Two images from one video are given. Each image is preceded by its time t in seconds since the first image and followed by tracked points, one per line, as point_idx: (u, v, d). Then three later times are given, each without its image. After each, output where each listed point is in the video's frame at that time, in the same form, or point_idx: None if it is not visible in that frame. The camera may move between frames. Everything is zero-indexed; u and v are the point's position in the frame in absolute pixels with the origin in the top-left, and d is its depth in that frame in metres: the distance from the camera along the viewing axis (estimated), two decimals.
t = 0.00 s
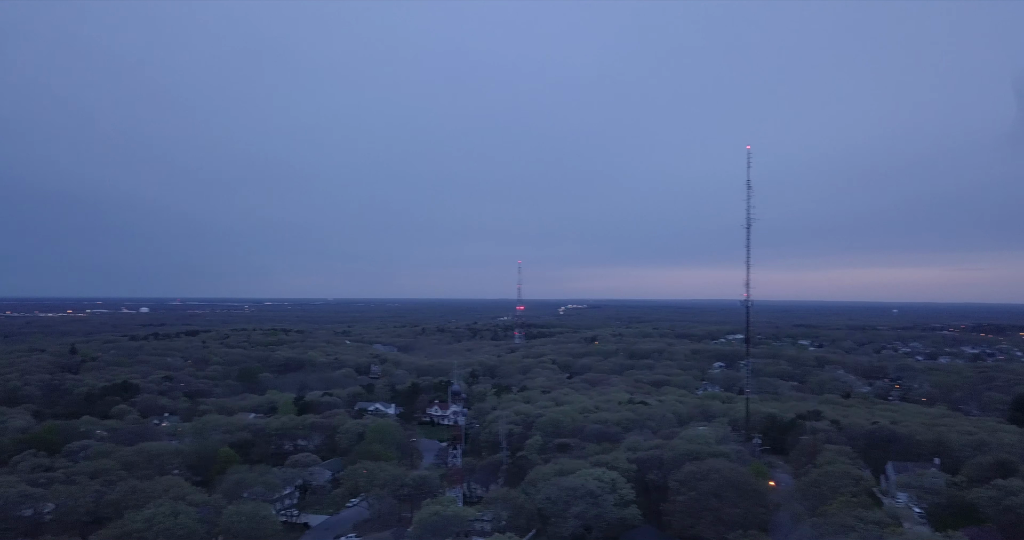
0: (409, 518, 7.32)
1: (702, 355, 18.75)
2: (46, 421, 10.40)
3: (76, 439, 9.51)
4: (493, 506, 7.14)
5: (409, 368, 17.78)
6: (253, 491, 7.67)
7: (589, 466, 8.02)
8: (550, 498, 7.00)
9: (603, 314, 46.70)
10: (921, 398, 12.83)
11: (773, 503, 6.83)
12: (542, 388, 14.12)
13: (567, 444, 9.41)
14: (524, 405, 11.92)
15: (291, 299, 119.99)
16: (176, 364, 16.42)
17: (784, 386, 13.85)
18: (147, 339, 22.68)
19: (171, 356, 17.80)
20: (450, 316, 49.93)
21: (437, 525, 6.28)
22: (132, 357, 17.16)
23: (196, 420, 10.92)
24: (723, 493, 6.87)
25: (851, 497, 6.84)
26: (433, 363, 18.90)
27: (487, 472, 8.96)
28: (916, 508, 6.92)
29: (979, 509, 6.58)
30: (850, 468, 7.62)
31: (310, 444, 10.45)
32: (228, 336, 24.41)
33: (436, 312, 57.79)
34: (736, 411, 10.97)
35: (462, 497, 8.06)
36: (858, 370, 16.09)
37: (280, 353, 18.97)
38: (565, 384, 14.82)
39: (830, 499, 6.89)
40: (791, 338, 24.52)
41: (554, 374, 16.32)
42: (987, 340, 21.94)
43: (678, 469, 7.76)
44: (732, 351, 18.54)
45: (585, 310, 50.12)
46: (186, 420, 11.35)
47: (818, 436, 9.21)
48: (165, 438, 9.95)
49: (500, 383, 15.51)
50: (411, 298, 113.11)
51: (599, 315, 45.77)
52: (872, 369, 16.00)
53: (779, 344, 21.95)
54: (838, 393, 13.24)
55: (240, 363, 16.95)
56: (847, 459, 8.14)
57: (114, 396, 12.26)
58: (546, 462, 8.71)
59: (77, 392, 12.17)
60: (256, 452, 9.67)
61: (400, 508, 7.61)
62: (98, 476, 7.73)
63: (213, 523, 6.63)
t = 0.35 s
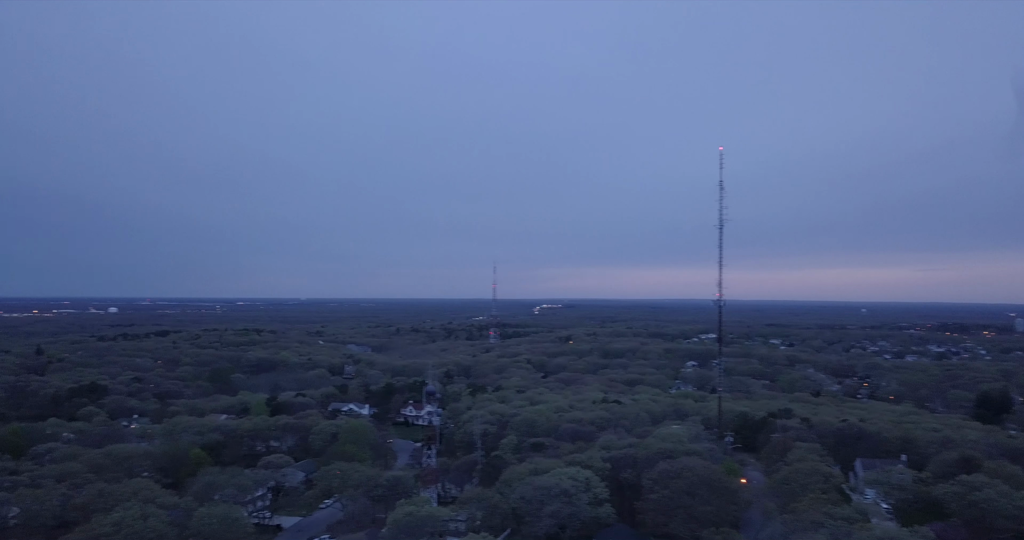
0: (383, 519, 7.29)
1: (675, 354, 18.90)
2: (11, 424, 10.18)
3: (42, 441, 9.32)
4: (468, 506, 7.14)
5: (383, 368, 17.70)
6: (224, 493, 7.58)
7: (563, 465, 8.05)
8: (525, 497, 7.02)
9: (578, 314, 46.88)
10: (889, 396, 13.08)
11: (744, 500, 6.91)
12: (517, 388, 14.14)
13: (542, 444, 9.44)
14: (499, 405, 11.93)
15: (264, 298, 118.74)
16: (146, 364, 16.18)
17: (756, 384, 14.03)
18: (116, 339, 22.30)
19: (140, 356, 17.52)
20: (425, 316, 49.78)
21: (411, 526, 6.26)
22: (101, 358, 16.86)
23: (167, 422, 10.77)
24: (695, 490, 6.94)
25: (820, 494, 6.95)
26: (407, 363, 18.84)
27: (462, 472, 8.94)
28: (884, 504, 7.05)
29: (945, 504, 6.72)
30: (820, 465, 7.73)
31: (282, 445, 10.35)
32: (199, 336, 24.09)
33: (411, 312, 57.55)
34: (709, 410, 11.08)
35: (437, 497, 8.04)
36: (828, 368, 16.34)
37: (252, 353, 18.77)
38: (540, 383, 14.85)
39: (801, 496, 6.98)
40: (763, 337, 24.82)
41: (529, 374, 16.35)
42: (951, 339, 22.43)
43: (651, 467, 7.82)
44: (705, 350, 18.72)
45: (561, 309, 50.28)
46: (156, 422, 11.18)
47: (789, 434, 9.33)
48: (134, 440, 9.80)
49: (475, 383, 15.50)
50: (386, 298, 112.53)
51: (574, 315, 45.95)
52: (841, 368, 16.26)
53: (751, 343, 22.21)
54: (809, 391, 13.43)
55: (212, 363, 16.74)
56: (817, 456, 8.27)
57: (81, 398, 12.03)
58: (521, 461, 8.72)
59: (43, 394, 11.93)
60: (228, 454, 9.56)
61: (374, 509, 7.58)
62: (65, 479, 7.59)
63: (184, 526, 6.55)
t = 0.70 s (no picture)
0: (353, 520, 7.25)
1: (646, 353, 19.05)
2: None
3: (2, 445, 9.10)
4: (440, 506, 7.12)
5: (354, 368, 17.59)
6: (192, 495, 7.48)
7: (535, 465, 8.07)
8: (496, 496, 7.02)
9: (550, 313, 47.03)
10: (854, 394, 13.31)
11: (713, 498, 6.99)
12: (489, 387, 14.13)
13: (514, 443, 9.45)
14: (470, 405, 11.92)
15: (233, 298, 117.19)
16: (111, 365, 15.88)
17: (725, 383, 14.20)
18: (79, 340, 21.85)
19: (105, 357, 17.18)
20: (396, 316, 49.54)
21: (382, 528, 6.22)
22: (64, 359, 16.51)
23: (132, 424, 10.57)
24: (665, 489, 7.00)
25: (788, 491, 7.05)
26: (378, 363, 18.75)
27: (434, 472, 8.92)
28: (849, 500, 7.18)
29: (907, 500, 6.86)
30: (787, 463, 7.85)
31: (252, 447, 10.23)
32: (165, 337, 23.67)
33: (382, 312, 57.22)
34: (679, 408, 11.18)
35: (408, 498, 8.01)
36: (795, 367, 16.58)
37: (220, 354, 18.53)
38: (511, 383, 14.87)
39: (768, 493, 7.08)
40: (732, 337, 25.10)
41: (501, 374, 16.35)
42: (914, 338, 22.93)
43: (622, 466, 7.88)
44: (675, 349, 18.89)
45: (533, 309, 50.41)
46: (121, 424, 10.98)
47: (757, 432, 9.46)
48: (98, 442, 9.61)
49: (446, 383, 15.46)
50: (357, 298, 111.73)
51: (545, 315, 46.07)
52: (808, 366, 16.52)
53: (720, 342, 22.46)
54: (777, 390, 13.63)
55: (179, 364, 16.49)
56: (784, 454, 8.39)
57: (43, 400, 11.76)
58: (493, 461, 8.72)
59: (3, 396, 11.64)
60: (195, 456, 9.42)
61: (345, 510, 7.52)
62: (27, 483, 7.42)
63: (149, 530, 6.45)
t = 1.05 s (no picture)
0: (326, 521, 7.20)
1: (620, 352, 19.18)
2: None
3: None
4: (413, 506, 7.11)
5: (327, 369, 17.48)
6: (162, 498, 7.38)
7: (509, 464, 8.08)
8: (470, 496, 7.02)
9: (525, 312, 47.10)
10: (823, 392, 13.52)
11: (686, 496, 7.06)
12: (463, 387, 14.13)
13: (488, 442, 9.46)
14: (445, 405, 11.91)
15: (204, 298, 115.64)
16: (78, 366, 15.59)
17: (697, 382, 14.34)
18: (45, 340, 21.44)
19: (71, 358, 16.87)
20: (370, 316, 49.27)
21: (355, 529, 6.19)
22: (29, 360, 16.17)
23: (100, 426, 10.40)
24: (639, 487, 7.06)
25: (759, 488, 7.15)
26: (352, 363, 18.65)
27: (408, 472, 8.89)
28: (819, 496, 7.29)
29: (875, 496, 6.99)
30: (758, 460, 7.95)
31: (223, 448, 10.12)
32: (134, 337, 23.31)
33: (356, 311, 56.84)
34: (652, 407, 11.28)
35: (382, 498, 7.98)
36: (766, 365, 16.80)
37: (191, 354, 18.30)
38: (486, 382, 14.88)
39: (740, 490, 7.17)
40: (705, 335, 25.37)
41: (476, 373, 16.36)
42: (881, 336, 23.34)
43: (596, 465, 7.92)
44: (648, 348, 19.04)
45: (508, 309, 50.47)
46: (89, 426, 10.79)
47: (728, 430, 9.57)
48: (65, 445, 9.43)
49: (421, 382, 15.43)
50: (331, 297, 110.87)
51: (520, 314, 46.14)
52: (779, 365, 16.75)
53: (693, 341, 22.68)
54: (748, 388, 13.80)
55: (149, 365, 16.24)
56: (755, 451, 8.49)
57: (8, 402, 11.51)
58: (467, 461, 8.73)
59: None
60: (165, 458, 9.29)
61: (318, 511, 7.47)
62: None
63: (118, 533, 6.34)
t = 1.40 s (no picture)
0: (296, 523, 7.13)
1: (591, 351, 19.28)
2: None
3: None
4: (384, 507, 7.07)
5: (297, 369, 17.32)
6: (127, 501, 7.25)
7: (480, 464, 8.08)
8: (441, 496, 7.01)
9: (496, 312, 47.14)
10: (790, 390, 13.74)
11: (656, 493, 7.12)
12: (435, 387, 14.10)
13: (459, 442, 9.45)
14: (416, 404, 11.87)
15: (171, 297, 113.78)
16: (40, 367, 15.25)
17: (667, 380, 14.47)
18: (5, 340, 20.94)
19: (33, 358, 16.49)
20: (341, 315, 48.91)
21: (325, 530, 6.14)
22: None
23: (62, 427, 10.18)
24: (609, 485, 7.11)
25: (727, 485, 7.24)
26: (322, 363, 18.51)
27: (378, 473, 8.85)
28: (785, 493, 7.40)
29: (840, 492, 7.11)
30: (726, 458, 8.05)
31: (190, 450, 9.97)
32: (98, 337, 22.86)
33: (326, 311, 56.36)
34: (623, 406, 11.36)
35: (352, 499, 7.93)
36: (735, 364, 17.02)
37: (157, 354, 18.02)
38: (457, 382, 14.86)
39: (709, 487, 7.26)
40: (675, 334, 25.61)
41: (447, 373, 16.33)
42: (846, 335, 23.76)
43: (567, 463, 7.96)
44: (619, 347, 19.17)
45: (479, 308, 50.49)
46: (51, 428, 10.55)
47: (697, 428, 9.68)
48: (26, 447, 9.22)
49: (392, 382, 15.36)
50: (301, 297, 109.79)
51: (492, 313, 46.15)
52: (747, 364, 16.97)
53: (663, 340, 22.88)
54: (717, 387, 13.96)
55: (113, 366, 15.93)
56: (724, 449, 8.60)
57: None
58: (438, 461, 8.71)
59: None
60: (130, 460, 9.12)
61: (288, 513, 7.40)
62: None
63: (81, 537, 6.22)
